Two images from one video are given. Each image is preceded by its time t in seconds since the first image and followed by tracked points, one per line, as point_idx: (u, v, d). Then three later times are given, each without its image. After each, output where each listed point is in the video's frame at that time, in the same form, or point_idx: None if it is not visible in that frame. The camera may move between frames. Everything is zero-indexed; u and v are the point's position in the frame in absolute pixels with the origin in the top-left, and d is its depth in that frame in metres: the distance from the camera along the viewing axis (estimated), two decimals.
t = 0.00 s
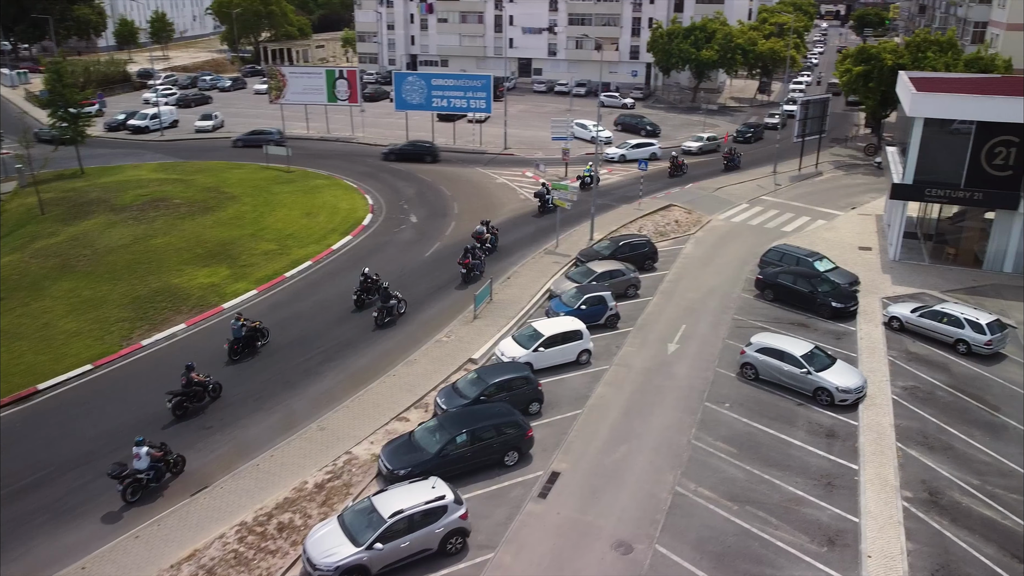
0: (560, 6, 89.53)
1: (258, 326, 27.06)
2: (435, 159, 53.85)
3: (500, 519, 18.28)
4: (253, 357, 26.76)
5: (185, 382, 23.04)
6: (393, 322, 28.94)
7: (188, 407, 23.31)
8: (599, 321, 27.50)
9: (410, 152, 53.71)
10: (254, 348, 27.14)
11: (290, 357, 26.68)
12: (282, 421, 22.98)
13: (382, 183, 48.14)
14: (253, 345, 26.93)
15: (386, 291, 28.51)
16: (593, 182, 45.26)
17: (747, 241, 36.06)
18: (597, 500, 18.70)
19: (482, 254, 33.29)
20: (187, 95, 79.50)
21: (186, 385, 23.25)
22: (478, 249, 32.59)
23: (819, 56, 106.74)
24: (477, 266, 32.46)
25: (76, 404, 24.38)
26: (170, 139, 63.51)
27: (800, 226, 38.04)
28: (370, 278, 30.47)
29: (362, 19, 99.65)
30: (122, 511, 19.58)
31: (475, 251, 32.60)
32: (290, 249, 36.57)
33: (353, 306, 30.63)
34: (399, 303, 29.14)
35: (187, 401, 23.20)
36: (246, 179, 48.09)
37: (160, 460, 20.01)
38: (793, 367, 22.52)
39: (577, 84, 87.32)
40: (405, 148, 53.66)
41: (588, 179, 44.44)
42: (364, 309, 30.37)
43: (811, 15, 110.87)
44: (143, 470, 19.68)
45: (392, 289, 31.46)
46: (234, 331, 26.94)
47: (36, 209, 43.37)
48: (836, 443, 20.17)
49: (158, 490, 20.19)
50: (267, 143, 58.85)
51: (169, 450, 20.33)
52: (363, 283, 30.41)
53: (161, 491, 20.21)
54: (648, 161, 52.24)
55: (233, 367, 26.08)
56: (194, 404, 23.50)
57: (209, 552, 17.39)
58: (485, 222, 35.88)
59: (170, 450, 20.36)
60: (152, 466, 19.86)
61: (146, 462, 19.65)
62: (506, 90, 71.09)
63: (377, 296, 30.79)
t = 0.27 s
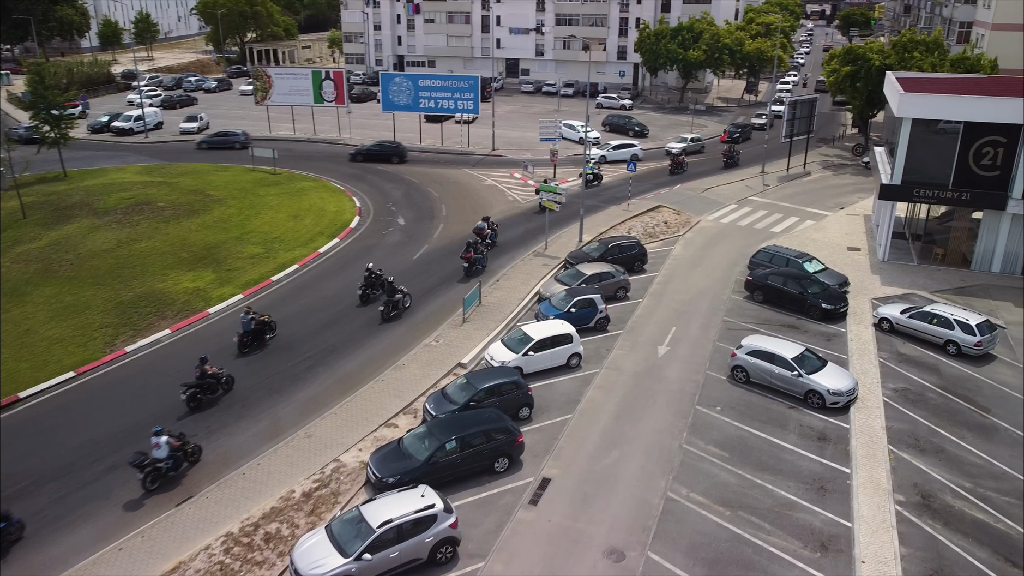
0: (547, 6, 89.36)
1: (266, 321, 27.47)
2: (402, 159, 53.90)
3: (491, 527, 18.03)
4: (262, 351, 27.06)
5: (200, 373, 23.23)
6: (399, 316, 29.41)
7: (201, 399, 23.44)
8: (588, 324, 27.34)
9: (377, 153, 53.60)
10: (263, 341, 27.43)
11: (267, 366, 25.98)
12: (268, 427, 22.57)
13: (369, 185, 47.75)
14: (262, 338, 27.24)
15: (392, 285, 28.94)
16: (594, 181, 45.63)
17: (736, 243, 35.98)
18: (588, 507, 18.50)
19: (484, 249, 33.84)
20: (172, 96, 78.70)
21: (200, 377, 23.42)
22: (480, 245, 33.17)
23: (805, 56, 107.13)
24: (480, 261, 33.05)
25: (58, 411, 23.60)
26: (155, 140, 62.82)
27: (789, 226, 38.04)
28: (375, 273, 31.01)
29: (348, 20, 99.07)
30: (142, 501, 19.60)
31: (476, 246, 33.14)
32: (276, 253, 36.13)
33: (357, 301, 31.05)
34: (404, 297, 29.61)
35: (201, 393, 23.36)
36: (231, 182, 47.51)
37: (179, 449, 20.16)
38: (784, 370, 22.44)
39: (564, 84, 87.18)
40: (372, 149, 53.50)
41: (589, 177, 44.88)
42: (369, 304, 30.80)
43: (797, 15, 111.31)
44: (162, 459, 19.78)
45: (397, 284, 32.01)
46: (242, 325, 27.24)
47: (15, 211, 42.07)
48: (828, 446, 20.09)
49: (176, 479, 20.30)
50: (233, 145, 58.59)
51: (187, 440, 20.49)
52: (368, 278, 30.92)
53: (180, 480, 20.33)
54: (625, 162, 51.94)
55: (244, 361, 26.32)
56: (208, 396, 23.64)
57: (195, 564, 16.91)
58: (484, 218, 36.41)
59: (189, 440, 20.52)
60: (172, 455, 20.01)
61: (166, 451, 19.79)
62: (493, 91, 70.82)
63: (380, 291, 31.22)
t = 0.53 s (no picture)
0: (542, 6, 89.17)
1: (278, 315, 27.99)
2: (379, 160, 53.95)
3: (486, 534, 17.81)
4: (274, 345, 27.56)
5: (215, 366, 23.65)
6: (409, 311, 29.96)
7: (218, 392, 23.89)
8: (584, 327, 27.16)
9: (354, 154, 53.54)
10: (275, 335, 27.92)
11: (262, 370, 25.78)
12: (261, 433, 22.31)
13: (363, 187, 47.49)
14: (273, 333, 27.69)
15: (401, 280, 29.47)
16: (602, 179, 46.05)
17: (732, 244, 35.87)
18: (585, 513, 18.30)
19: (490, 245, 34.46)
20: (164, 97, 78.28)
21: (216, 370, 23.85)
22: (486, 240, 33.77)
23: (799, 56, 107.22)
24: (486, 256, 33.63)
25: (48, 418, 23.29)
26: (148, 142, 62.45)
27: (785, 227, 37.96)
28: (382, 269, 31.51)
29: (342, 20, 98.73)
30: (165, 488, 20.03)
31: (482, 241, 33.75)
32: (269, 256, 35.83)
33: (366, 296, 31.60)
34: (414, 292, 30.17)
35: (218, 386, 23.78)
36: (224, 184, 47.21)
37: (201, 438, 20.65)
38: (782, 373, 22.32)
39: (559, 84, 87.04)
40: (349, 150, 53.40)
41: (598, 175, 45.28)
42: (377, 299, 31.33)
43: (791, 15, 111.42)
44: (185, 447, 20.26)
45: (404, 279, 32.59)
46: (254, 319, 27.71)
47: (6, 214, 41.73)
48: (826, 450, 19.96)
49: (198, 467, 20.74)
50: (206, 147, 58.34)
51: (209, 429, 20.97)
52: (376, 274, 31.43)
53: (202, 469, 20.79)
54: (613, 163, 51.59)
55: (257, 355, 26.77)
56: (223, 388, 24.04)
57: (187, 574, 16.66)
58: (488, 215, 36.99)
59: (210, 429, 21.01)
60: (194, 444, 20.48)
61: (189, 440, 20.27)
62: (488, 92, 70.65)
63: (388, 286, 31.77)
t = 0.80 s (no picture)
0: (537, 6, 88.98)
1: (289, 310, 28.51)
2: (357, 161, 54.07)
3: (483, 542, 17.59)
4: (286, 339, 28.05)
5: (231, 359, 24.13)
6: (419, 305, 30.51)
7: (236, 384, 24.41)
8: (581, 330, 26.96)
9: (332, 155, 53.68)
10: (286, 330, 28.45)
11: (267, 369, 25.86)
12: (255, 439, 21.99)
13: (358, 188, 47.24)
14: (285, 327, 28.20)
15: (412, 275, 30.00)
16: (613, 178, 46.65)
17: (729, 245, 35.73)
18: (583, 519, 18.10)
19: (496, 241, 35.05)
20: (158, 98, 77.90)
21: (232, 363, 24.34)
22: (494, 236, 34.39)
23: (795, 56, 107.24)
24: (494, 251, 34.30)
25: (38, 424, 22.99)
26: (142, 143, 62.09)
27: (782, 228, 37.85)
28: (391, 263, 32.06)
29: (337, 20, 98.43)
30: (192, 474, 20.57)
31: (490, 237, 34.35)
32: (263, 258, 35.56)
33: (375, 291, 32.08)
34: (423, 287, 30.72)
35: (234, 378, 24.26)
36: (218, 186, 46.91)
37: (225, 426, 21.22)
38: (780, 377, 22.16)
39: (554, 85, 86.85)
40: (327, 151, 53.57)
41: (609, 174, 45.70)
42: (386, 294, 31.83)
43: (786, 15, 111.48)
44: (210, 435, 20.82)
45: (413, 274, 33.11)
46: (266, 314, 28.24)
47: None
48: (825, 455, 19.82)
49: (223, 454, 21.31)
50: (180, 148, 57.95)
51: (233, 418, 21.54)
52: (385, 269, 31.93)
53: (226, 456, 21.35)
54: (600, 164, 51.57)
55: (268, 348, 27.26)
56: (238, 382, 24.52)
57: None
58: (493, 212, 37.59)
59: (234, 418, 21.59)
60: (219, 431, 21.06)
61: (214, 428, 20.85)
62: (483, 92, 70.43)
63: (397, 281, 32.29)
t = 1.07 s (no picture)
0: (533, 7, 88.72)
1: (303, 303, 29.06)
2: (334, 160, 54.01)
3: (481, 549, 17.36)
4: (302, 331, 28.64)
5: (251, 351, 24.58)
6: (431, 298, 31.18)
7: (257, 375, 24.99)
8: (579, 333, 26.76)
9: (308, 155, 53.54)
10: (300, 323, 28.99)
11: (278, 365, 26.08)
12: (249, 445, 21.71)
13: (354, 190, 46.98)
14: (299, 320, 28.74)
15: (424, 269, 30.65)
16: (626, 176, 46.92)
17: (727, 247, 35.57)
18: (581, 527, 17.89)
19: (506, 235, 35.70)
20: (153, 99, 77.53)
21: (251, 354, 24.78)
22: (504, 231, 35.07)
23: (791, 56, 107.25)
24: (503, 246, 34.91)
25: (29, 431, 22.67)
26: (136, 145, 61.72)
27: (779, 230, 37.70)
28: (401, 258, 32.68)
29: (332, 21, 98.13)
30: (225, 457, 21.25)
31: (500, 232, 35.02)
32: (258, 261, 35.28)
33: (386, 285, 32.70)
34: (435, 281, 31.38)
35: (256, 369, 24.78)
36: (212, 188, 46.59)
37: (255, 411, 21.88)
38: (780, 381, 22.00)
39: (551, 85, 86.66)
40: (303, 151, 53.46)
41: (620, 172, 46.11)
42: (397, 288, 32.46)
43: (782, 16, 111.47)
44: (242, 419, 21.50)
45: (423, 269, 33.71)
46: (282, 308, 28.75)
47: None
48: (825, 460, 19.65)
49: (254, 438, 22.01)
50: (149, 150, 57.70)
51: (262, 403, 22.21)
52: (395, 263, 32.58)
53: (256, 439, 22.04)
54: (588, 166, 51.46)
55: (285, 341, 27.80)
56: (257, 373, 25.02)
57: None
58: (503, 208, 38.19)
59: (263, 404, 22.25)
60: (250, 416, 21.74)
61: (245, 413, 21.52)
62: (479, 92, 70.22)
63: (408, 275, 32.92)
